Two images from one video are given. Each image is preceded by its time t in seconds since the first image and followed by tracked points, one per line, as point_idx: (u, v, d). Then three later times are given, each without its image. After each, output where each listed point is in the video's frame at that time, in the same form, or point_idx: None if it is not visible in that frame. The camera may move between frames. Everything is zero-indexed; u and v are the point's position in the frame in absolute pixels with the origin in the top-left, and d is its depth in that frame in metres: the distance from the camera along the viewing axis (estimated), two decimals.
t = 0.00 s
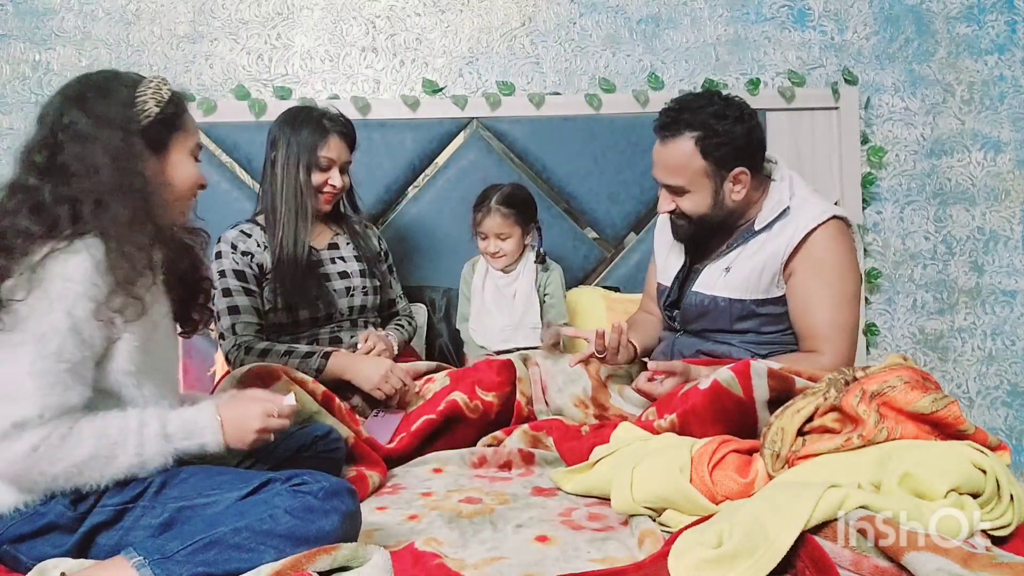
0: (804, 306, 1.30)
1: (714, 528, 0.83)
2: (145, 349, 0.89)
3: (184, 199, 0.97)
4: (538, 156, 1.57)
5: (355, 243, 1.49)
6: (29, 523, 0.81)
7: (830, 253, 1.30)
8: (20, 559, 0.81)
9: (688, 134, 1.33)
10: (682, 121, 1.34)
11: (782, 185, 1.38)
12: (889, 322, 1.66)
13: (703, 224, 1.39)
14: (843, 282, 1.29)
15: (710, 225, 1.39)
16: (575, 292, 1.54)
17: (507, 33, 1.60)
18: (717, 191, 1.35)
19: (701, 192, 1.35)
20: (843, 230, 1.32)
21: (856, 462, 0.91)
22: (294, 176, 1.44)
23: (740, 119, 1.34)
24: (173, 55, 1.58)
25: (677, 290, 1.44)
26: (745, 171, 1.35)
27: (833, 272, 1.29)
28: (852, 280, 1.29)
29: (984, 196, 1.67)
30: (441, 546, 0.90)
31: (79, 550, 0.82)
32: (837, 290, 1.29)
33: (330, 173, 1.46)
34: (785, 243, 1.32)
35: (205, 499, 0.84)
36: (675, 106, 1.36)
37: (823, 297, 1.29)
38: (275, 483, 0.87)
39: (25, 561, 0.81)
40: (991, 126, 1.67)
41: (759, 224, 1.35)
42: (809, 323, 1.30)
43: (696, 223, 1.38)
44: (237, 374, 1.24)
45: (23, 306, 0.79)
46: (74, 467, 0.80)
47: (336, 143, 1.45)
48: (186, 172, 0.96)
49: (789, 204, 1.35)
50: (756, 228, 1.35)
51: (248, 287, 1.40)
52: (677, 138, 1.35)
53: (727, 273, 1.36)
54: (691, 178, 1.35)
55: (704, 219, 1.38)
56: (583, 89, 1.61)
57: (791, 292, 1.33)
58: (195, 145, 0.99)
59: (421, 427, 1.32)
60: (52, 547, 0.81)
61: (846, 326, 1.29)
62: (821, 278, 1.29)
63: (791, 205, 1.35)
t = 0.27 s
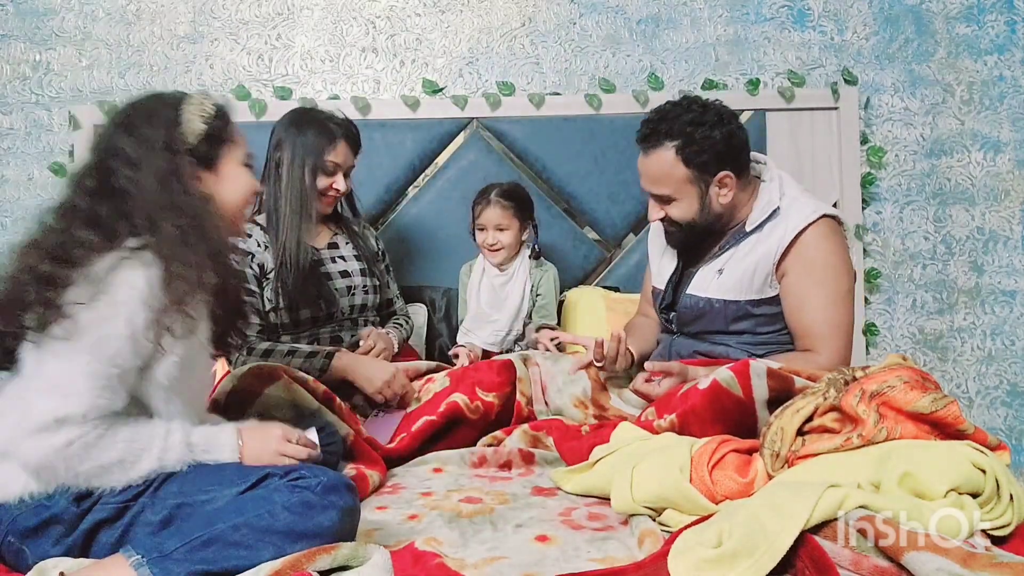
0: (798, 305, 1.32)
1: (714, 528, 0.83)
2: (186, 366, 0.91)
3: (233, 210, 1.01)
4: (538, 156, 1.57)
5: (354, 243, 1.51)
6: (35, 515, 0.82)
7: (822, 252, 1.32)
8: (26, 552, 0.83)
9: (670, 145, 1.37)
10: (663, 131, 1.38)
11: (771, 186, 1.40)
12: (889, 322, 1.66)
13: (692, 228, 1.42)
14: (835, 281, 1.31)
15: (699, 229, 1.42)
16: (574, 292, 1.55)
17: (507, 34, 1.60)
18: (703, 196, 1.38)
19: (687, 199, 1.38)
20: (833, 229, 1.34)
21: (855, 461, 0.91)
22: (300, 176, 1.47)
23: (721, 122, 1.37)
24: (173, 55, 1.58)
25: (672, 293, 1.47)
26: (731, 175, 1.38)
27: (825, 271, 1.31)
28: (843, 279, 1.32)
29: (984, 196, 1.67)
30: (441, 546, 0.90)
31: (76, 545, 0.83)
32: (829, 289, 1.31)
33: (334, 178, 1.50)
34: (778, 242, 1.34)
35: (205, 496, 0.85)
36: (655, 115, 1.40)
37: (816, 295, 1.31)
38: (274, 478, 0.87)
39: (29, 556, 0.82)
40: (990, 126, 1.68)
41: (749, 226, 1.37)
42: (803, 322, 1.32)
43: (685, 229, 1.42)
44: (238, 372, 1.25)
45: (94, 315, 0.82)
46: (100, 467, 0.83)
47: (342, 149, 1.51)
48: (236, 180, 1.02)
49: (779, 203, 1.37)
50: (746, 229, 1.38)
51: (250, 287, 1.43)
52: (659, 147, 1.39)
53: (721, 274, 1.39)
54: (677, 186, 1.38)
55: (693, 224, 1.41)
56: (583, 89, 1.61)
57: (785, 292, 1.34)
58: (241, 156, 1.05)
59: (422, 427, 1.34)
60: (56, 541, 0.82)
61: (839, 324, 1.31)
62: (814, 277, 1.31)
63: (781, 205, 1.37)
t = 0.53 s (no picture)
0: (792, 306, 1.37)
1: (714, 528, 0.83)
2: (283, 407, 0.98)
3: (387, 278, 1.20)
4: (538, 157, 1.57)
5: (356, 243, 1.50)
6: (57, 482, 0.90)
7: (814, 253, 1.37)
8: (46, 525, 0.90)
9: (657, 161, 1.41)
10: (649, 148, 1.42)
11: (760, 191, 1.43)
12: (888, 322, 1.66)
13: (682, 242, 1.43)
14: (827, 281, 1.37)
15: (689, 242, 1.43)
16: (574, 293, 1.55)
17: (507, 34, 1.60)
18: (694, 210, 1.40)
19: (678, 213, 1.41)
20: (825, 230, 1.38)
21: (855, 462, 0.91)
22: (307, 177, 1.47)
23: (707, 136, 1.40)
24: (173, 55, 1.58)
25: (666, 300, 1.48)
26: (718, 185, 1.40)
27: (819, 272, 1.36)
28: (835, 277, 1.37)
29: (984, 196, 1.67)
30: (441, 546, 0.90)
31: (92, 516, 0.86)
32: (822, 289, 1.37)
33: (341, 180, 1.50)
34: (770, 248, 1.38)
35: (232, 495, 0.86)
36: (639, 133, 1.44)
37: (810, 296, 1.36)
38: (303, 492, 0.87)
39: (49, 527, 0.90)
40: (990, 126, 1.68)
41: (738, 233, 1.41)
42: (799, 325, 1.37)
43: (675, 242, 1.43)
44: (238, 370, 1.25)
45: (183, 354, 0.88)
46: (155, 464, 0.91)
47: (349, 153, 1.52)
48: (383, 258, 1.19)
49: (770, 211, 1.40)
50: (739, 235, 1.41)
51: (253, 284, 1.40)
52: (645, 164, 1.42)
53: (713, 282, 1.42)
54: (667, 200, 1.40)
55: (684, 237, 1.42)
56: (583, 90, 1.61)
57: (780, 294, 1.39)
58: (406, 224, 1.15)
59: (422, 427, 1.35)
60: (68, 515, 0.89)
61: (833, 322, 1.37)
62: (808, 277, 1.36)
63: (770, 211, 1.40)
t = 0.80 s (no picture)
0: (777, 302, 1.32)
1: (714, 528, 0.83)
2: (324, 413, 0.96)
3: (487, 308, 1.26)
4: (538, 157, 1.57)
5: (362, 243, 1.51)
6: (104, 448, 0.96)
7: (800, 247, 1.31)
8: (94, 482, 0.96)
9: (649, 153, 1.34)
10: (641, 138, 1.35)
11: (746, 188, 1.40)
12: (888, 322, 1.66)
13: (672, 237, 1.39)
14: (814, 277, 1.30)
15: (679, 237, 1.39)
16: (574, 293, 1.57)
17: (507, 34, 1.60)
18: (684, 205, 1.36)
19: (668, 207, 1.36)
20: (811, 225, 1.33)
21: (854, 462, 0.91)
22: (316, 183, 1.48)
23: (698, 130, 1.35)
24: (174, 55, 1.58)
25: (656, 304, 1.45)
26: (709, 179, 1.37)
27: (805, 267, 1.31)
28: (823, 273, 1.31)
29: (984, 196, 1.67)
30: (442, 546, 0.90)
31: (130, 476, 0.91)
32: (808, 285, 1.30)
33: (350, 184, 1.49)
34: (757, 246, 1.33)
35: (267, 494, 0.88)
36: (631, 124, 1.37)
37: (795, 292, 1.30)
38: (335, 506, 0.89)
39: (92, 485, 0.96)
40: (990, 126, 1.68)
41: (725, 230, 1.37)
42: (782, 322, 1.31)
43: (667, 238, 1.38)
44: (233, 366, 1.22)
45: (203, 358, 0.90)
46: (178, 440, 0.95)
47: (357, 157, 1.51)
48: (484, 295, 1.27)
49: (754, 207, 1.36)
50: (724, 233, 1.37)
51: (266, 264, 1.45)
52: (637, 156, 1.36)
53: (703, 281, 1.37)
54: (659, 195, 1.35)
55: (674, 232, 1.38)
56: (583, 90, 1.61)
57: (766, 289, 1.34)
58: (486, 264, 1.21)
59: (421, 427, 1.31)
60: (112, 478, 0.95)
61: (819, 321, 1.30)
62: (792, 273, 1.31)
63: (754, 208, 1.36)
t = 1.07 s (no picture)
0: (772, 300, 1.32)
1: (714, 528, 0.83)
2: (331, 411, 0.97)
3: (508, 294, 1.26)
4: (538, 157, 1.57)
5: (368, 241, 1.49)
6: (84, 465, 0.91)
7: (797, 246, 1.31)
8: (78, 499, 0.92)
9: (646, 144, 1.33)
10: (641, 132, 1.34)
11: (739, 187, 1.39)
12: (888, 322, 1.66)
13: (670, 233, 1.37)
14: (810, 275, 1.30)
15: (677, 233, 1.37)
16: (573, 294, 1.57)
17: (507, 34, 1.60)
18: (683, 200, 1.35)
19: (667, 202, 1.35)
20: (808, 224, 1.34)
21: (854, 462, 0.91)
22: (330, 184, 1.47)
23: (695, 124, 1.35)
24: (174, 55, 1.58)
25: (652, 305, 1.43)
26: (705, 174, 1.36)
27: (801, 265, 1.31)
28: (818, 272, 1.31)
29: (984, 196, 1.67)
30: (442, 546, 0.90)
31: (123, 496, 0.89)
32: (804, 283, 1.30)
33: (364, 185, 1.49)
34: (753, 246, 1.33)
35: (266, 498, 0.89)
36: (631, 116, 1.36)
37: (791, 290, 1.30)
38: (335, 507, 0.89)
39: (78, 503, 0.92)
40: (990, 126, 1.68)
41: (720, 230, 1.37)
42: (776, 320, 1.31)
43: (664, 234, 1.37)
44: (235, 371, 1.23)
45: (204, 352, 0.89)
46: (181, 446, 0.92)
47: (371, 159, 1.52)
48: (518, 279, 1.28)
49: (748, 205, 1.37)
50: (718, 233, 1.37)
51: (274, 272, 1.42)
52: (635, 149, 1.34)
53: (699, 282, 1.37)
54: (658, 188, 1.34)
55: (672, 228, 1.37)
56: (583, 90, 1.61)
57: (760, 287, 1.34)
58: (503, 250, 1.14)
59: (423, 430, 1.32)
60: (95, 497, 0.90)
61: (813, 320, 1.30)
62: (787, 271, 1.31)
63: (749, 207, 1.36)
